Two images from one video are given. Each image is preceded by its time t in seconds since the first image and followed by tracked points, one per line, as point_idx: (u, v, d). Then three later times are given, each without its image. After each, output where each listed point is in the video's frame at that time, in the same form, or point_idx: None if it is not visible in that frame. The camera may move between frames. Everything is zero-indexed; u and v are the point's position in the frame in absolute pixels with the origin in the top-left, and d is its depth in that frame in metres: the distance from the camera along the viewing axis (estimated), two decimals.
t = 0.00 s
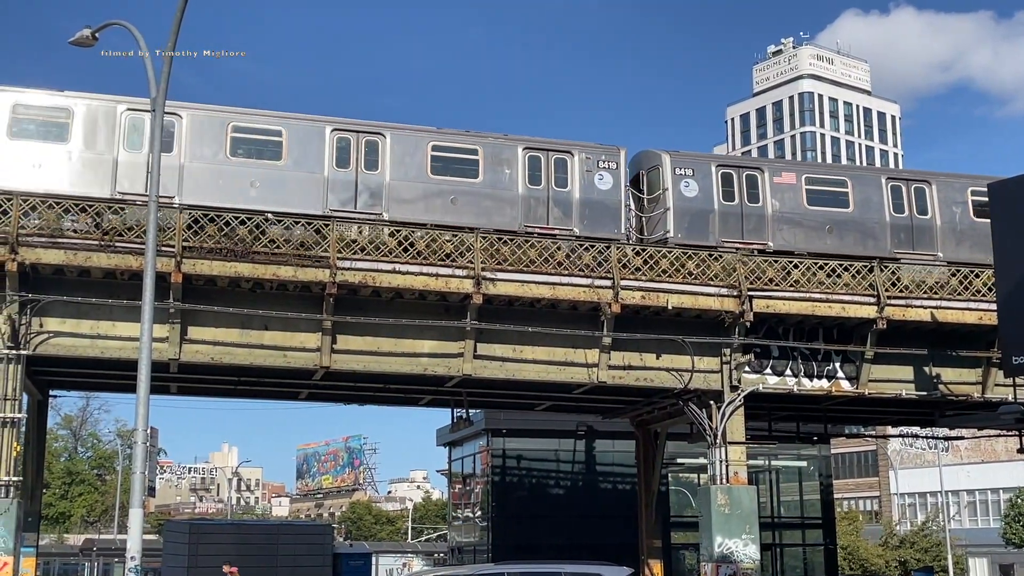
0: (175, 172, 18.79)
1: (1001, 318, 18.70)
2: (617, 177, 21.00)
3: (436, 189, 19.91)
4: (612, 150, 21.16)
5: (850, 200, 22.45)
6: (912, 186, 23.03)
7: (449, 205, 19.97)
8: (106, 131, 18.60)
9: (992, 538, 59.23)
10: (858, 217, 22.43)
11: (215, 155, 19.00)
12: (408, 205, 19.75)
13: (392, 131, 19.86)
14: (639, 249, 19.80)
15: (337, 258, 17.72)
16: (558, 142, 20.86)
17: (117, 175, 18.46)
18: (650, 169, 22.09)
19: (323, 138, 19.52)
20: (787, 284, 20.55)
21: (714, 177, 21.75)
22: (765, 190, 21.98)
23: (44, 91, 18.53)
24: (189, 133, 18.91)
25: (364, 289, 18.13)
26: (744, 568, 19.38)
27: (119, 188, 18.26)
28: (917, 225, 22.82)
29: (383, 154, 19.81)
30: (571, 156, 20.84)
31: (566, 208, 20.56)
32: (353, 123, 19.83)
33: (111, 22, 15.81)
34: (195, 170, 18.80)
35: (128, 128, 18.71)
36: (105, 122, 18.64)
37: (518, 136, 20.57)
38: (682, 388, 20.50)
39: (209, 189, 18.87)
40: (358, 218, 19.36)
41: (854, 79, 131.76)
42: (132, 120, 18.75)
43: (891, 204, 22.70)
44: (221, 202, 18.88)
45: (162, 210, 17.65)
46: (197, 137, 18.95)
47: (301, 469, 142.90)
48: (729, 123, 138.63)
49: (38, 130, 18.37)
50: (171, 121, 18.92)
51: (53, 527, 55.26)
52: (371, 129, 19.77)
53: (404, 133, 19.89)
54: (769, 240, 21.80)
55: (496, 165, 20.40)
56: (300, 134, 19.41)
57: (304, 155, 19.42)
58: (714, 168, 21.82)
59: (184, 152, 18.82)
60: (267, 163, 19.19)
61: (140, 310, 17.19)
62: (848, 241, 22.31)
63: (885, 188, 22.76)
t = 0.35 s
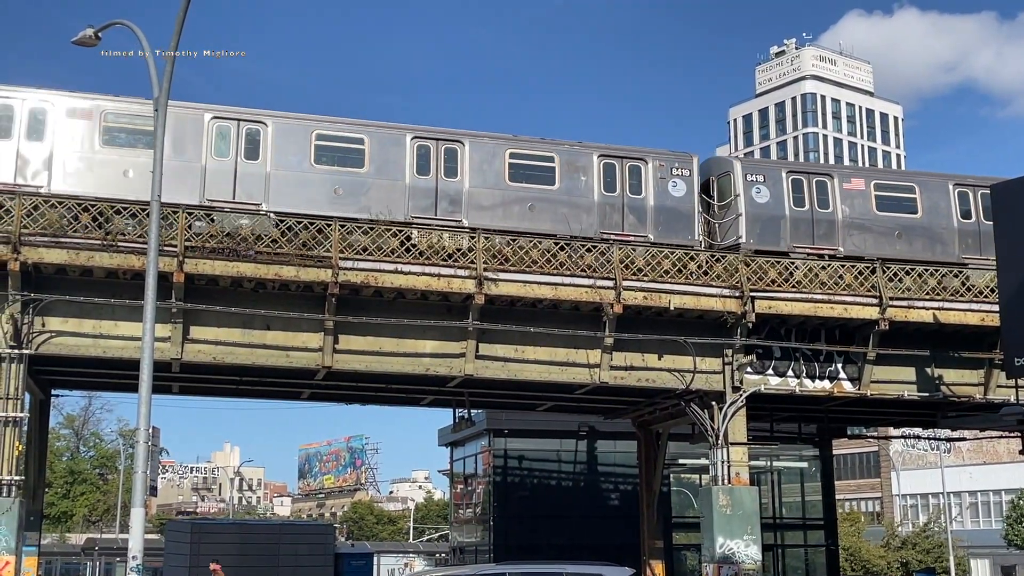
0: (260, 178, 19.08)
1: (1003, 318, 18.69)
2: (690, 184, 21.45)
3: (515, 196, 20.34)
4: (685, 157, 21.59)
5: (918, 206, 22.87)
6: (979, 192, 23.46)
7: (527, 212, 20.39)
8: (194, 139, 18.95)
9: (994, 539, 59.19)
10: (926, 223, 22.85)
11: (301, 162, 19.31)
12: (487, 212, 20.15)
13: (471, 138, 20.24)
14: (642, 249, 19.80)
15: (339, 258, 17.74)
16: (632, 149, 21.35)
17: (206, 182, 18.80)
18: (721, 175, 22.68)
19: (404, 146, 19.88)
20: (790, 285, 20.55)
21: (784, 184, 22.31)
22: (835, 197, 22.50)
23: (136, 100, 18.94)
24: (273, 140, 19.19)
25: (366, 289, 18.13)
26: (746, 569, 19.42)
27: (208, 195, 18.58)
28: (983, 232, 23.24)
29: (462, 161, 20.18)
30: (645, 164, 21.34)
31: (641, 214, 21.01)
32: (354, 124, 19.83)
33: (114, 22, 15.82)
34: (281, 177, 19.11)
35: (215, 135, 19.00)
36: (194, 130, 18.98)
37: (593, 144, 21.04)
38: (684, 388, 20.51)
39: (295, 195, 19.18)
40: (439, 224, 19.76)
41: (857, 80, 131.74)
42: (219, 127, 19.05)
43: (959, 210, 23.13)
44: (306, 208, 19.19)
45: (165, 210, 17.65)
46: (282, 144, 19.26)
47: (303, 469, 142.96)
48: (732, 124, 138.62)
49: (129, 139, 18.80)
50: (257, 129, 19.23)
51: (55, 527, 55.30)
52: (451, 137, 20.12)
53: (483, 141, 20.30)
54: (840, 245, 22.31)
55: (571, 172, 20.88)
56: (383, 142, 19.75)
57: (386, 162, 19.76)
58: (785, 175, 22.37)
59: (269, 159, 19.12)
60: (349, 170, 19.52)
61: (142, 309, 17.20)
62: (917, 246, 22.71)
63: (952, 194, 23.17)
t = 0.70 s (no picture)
0: (342, 185, 19.37)
1: (1005, 319, 18.70)
2: (761, 191, 21.85)
3: (591, 203, 20.67)
4: (756, 164, 22.01)
5: (984, 212, 23.48)
6: None
7: (602, 218, 20.71)
8: (278, 147, 19.15)
9: (995, 540, 59.21)
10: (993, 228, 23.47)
11: (384, 169, 19.59)
12: (563, 218, 20.56)
13: (547, 146, 20.55)
14: (643, 249, 19.80)
15: (341, 259, 17.74)
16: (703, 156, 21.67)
17: (292, 190, 19.07)
18: (789, 182, 23.00)
19: (483, 153, 20.22)
20: (791, 286, 20.55)
21: (853, 189, 22.73)
22: (903, 203, 22.94)
23: (219, 108, 19.09)
24: (355, 147, 19.43)
25: (368, 289, 18.15)
26: (747, 570, 19.42)
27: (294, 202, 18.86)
28: None
29: (539, 168, 20.52)
30: (716, 170, 21.63)
31: (714, 221, 21.38)
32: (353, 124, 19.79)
33: (116, 22, 15.84)
34: (364, 184, 19.40)
35: (299, 143, 19.25)
36: (279, 137, 19.17)
37: (665, 150, 21.27)
38: (685, 389, 20.50)
39: (378, 202, 19.49)
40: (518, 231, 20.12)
41: (858, 81, 131.72)
42: (302, 136, 19.29)
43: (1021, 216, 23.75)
44: (389, 214, 19.51)
45: (167, 210, 17.68)
46: (363, 151, 19.54)
47: (304, 469, 143.01)
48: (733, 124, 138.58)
49: (214, 146, 18.97)
50: (339, 137, 19.49)
51: (57, 526, 55.36)
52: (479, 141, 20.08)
53: (559, 148, 20.62)
54: (907, 251, 22.76)
55: (644, 178, 21.09)
56: (462, 150, 20.07)
57: (464, 169, 20.08)
58: (854, 181, 22.78)
59: (352, 167, 19.38)
60: (429, 177, 19.80)
61: (144, 309, 17.22)
62: (983, 252, 23.33)
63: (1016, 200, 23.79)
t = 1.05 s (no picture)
0: (422, 192, 19.79)
1: (1007, 320, 18.68)
2: (831, 197, 22.42)
3: (664, 209, 21.09)
4: (825, 171, 22.55)
5: None
6: None
7: (676, 224, 21.18)
8: (359, 154, 19.55)
9: (998, 540, 59.16)
10: None
11: (461, 176, 20.02)
12: (637, 224, 20.95)
13: (620, 153, 20.96)
14: (645, 249, 19.78)
15: (343, 259, 17.75)
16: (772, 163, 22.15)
17: (374, 197, 19.46)
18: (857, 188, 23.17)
19: (558, 160, 20.60)
20: (793, 285, 20.53)
21: (922, 195, 22.93)
22: (971, 209, 23.17)
23: (302, 117, 19.46)
24: (433, 155, 19.85)
25: (369, 289, 18.16)
26: (748, 570, 19.42)
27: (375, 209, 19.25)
28: None
29: (612, 175, 20.91)
30: (786, 177, 22.18)
31: (784, 225, 21.87)
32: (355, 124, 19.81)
33: (118, 22, 15.84)
34: (443, 191, 19.81)
35: (379, 151, 19.64)
36: (360, 145, 19.58)
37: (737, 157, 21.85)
38: (687, 389, 20.50)
39: (456, 208, 19.89)
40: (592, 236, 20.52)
41: (861, 80, 131.58)
42: (382, 143, 19.67)
43: None
44: (467, 221, 19.94)
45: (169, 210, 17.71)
46: (441, 159, 19.96)
47: (306, 469, 143.08)
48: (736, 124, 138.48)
49: (297, 153, 19.30)
50: (417, 144, 19.88)
51: (60, 526, 55.39)
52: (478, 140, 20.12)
53: (632, 154, 21.07)
54: (976, 256, 22.93)
55: (717, 184, 21.59)
56: (537, 157, 20.46)
57: (541, 176, 20.48)
58: (922, 187, 23.01)
59: (431, 174, 19.80)
60: (506, 184, 20.23)
61: (146, 309, 17.23)
62: None
63: None
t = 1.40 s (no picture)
0: (500, 198, 20.18)
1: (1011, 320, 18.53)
2: (900, 202, 22.92)
3: (737, 214, 21.47)
4: (893, 176, 23.02)
5: None
6: None
7: (749, 228, 21.55)
8: (439, 160, 19.95)
9: (1001, 540, 59.09)
10: None
11: (539, 183, 20.48)
12: (712, 228, 21.32)
13: (693, 158, 21.36)
14: (648, 249, 19.77)
15: (346, 259, 17.76)
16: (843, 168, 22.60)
17: (454, 202, 19.84)
18: (924, 194, 23.39)
19: (632, 166, 21.10)
20: (797, 285, 20.51)
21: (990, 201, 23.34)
22: None
23: (382, 125, 19.90)
24: (511, 162, 20.30)
25: (373, 289, 18.15)
26: (752, 570, 19.40)
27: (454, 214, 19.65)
28: None
29: (685, 180, 21.32)
30: (856, 181, 22.61)
31: (855, 230, 22.33)
32: (360, 124, 19.83)
33: (121, 22, 15.85)
34: (521, 197, 20.26)
35: (458, 158, 20.07)
36: (440, 151, 19.98)
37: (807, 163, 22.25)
38: (690, 389, 20.48)
39: (533, 214, 20.32)
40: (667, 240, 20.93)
41: (865, 80, 131.45)
42: (460, 149, 20.12)
43: None
44: (545, 226, 20.39)
45: (172, 210, 17.72)
46: (517, 165, 20.40)
47: (310, 468, 143.18)
48: (739, 123, 138.38)
49: (378, 160, 19.73)
50: (494, 151, 20.33)
51: (63, 526, 55.44)
52: (480, 138, 20.25)
53: (703, 160, 21.41)
54: None
55: (788, 189, 22.01)
56: (612, 163, 20.97)
57: (615, 181, 20.96)
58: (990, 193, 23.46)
59: (509, 180, 20.22)
60: (581, 190, 20.68)
61: (149, 309, 17.23)
62: None
63: None
